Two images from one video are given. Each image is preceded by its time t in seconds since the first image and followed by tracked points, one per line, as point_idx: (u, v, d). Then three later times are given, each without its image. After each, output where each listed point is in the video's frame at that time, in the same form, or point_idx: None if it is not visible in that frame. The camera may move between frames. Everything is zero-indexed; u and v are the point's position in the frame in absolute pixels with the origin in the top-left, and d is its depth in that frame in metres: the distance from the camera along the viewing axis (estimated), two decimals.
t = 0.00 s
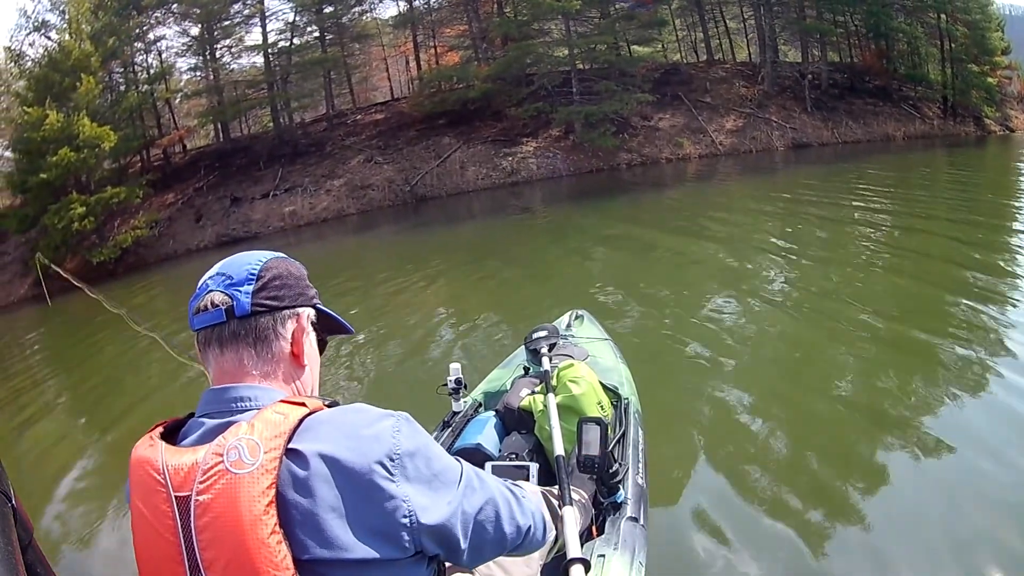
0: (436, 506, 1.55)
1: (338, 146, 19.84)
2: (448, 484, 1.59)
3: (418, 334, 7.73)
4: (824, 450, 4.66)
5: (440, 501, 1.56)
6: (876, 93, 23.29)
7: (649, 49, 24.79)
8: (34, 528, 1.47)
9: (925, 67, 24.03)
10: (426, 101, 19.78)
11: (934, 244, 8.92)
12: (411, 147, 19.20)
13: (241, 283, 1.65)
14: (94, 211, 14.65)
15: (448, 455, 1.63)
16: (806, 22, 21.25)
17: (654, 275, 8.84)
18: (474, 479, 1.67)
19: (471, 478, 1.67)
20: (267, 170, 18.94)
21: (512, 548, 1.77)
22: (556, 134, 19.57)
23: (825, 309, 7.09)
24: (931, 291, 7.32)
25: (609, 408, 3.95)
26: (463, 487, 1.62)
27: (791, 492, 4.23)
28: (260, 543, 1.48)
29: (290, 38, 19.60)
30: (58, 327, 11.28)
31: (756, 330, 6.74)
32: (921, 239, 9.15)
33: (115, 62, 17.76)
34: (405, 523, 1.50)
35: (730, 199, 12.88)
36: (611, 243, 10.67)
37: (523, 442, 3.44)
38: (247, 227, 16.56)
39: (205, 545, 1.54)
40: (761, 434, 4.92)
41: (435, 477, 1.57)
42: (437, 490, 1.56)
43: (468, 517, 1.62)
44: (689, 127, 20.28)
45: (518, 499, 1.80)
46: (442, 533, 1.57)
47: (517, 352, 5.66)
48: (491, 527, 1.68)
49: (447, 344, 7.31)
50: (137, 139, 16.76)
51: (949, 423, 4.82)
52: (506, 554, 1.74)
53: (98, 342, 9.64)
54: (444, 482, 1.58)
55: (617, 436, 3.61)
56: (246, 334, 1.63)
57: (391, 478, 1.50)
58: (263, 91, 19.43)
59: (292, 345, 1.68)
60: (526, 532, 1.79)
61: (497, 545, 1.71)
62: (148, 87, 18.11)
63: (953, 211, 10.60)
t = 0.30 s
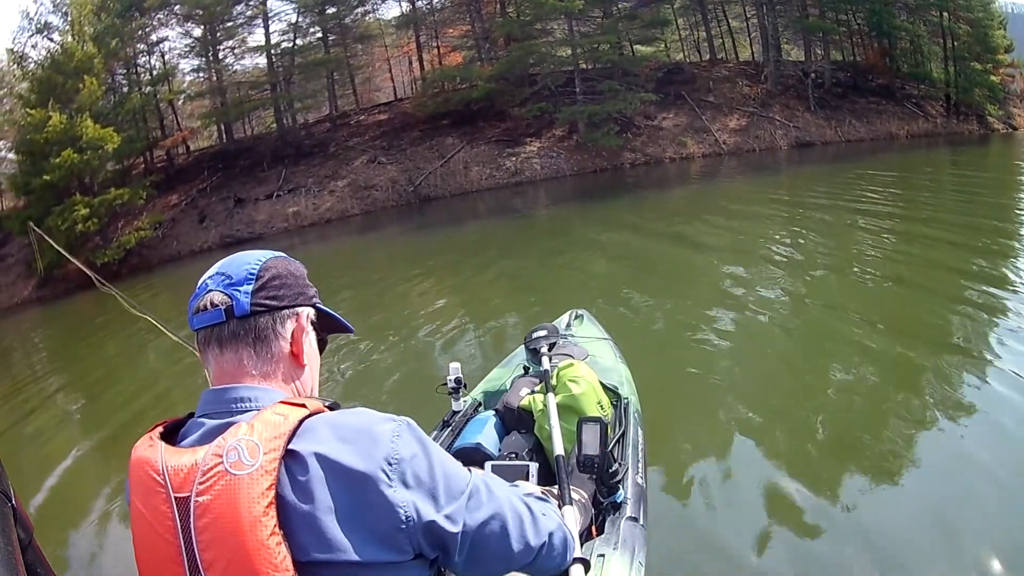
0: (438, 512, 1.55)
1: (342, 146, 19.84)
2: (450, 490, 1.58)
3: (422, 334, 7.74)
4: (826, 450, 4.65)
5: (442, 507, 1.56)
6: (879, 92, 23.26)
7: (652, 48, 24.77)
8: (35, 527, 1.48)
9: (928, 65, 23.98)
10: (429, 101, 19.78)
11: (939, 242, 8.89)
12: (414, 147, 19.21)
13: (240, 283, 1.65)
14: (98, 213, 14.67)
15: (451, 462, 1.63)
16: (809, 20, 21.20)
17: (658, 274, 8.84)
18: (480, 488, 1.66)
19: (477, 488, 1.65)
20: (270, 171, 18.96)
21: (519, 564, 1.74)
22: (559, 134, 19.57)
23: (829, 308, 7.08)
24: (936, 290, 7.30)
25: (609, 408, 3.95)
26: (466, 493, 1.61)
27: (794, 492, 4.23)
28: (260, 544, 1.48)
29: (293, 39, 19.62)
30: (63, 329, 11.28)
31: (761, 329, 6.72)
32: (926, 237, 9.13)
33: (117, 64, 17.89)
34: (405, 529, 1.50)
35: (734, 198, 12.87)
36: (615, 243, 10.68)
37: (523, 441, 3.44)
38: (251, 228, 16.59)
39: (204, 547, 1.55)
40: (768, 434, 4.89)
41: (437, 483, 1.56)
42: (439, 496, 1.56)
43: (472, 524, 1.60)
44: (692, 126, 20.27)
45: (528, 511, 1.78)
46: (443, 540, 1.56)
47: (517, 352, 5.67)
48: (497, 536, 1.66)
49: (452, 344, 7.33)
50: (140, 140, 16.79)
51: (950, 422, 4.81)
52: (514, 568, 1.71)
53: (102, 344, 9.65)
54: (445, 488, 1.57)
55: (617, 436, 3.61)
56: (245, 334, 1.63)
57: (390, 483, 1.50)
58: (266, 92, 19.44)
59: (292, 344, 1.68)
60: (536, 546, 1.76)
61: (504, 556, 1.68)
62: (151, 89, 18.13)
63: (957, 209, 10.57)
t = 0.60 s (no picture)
0: (438, 513, 1.55)
1: (345, 151, 19.87)
2: (451, 492, 1.59)
3: (428, 336, 7.76)
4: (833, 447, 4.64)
5: (442, 509, 1.56)
6: (880, 86, 23.22)
7: (652, 48, 24.77)
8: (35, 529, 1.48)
9: (930, 59, 23.92)
10: (431, 104, 19.79)
11: (944, 236, 8.87)
12: (417, 151, 19.23)
13: (239, 283, 1.65)
14: (102, 221, 14.72)
15: (451, 463, 1.63)
16: (809, 16, 21.19)
17: (662, 273, 8.84)
18: (480, 489, 1.66)
19: (477, 490, 1.65)
20: (274, 176, 19.00)
21: (521, 565, 1.74)
22: (562, 134, 19.56)
23: (834, 304, 7.06)
24: (942, 284, 7.28)
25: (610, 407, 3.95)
26: (466, 495, 1.61)
27: (798, 489, 4.21)
28: (259, 546, 1.48)
29: (293, 45, 19.66)
30: (69, 337, 11.31)
31: (767, 326, 6.70)
32: (932, 231, 9.10)
33: (119, 72, 18.03)
34: (405, 531, 1.50)
35: (737, 196, 12.85)
36: (620, 243, 10.68)
37: (524, 441, 3.44)
38: (256, 234, 16.62)
39: (205, 548, 1.55)
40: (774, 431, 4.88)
41: (436, 485, 1.57)
42: (439, 498, 1.56)
43: (473, 526, 1.61)
44: (695, 124, 20.24)
45: (527, 512, 1.78)
46: (443, 541, 1.57)
47: (517, 352, 5.67)
48: (496, 538, 1.67)
49: (458, 346, 7.33)
50: (143, 147, 16.85)
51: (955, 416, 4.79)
52: (514, 569, 1.71)
53: (108, 351, 9.68)
54: (446, 491, 1.58)
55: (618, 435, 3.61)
56: (244, 334, 1.64)
57: (390, 485, 1.50)
58: (268, 97, 19.48)
59: (291, 345, 1.69)
60: (535, 547, 1.76)
61: (504, 558, 1.68)
62: (153, 96, 18.19)
63: (962, 202, 10.54)
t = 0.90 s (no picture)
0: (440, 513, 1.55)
1: (347, 154, 19.89)
2: (453, 491, 1.60)
3: (433, 339, 7.78)
4: (835, 445, 4.63)
5: (444, 509, 1.57)
6: (882, 85, 23.20)
7: (653, 49, 24.78)
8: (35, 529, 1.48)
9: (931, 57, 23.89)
10: (434, 107, 19.82)
11: (948, 234, 8.85)
12: (420, 153, 19.26)
13: (244, 283, 1.66)
14: (105, 226, 14.76)
15: (453, 462, 1.64)
16: (810, 15, 21.19)
17: (666, 274, 8.85)
18: (481, 488, 1.67)
19: (478, 488, 1.66)
20: (277, 180, 19.03)
21: (520, 562, 1.75)
22: (565, 135, 19.56)
23: (837, 303, 7.06)
24: (946, 282, 7.27)
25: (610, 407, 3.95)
26: (467, 493, 1.61)
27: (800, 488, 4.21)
28: (261, 546, 1.49)
29: (295, 49, 19.73)
30: (73, 342, 11.33)
31: (770, 325, 6.70)
32: (935, 229, 9.08)
33: (121, 77, 18.06)
34: (407, 531, 1.50)
35: (740, 196, 12.86)
36: (623, 243, 10.69)
37: (524, 441, 3.44)
38: (259, 237, 16.66)
39: (206, 548, 1.55)
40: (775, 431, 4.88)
41: (438, 485, 1.57)
42: (441, 498, 1.57)
43: (475, 525, 1.61)
44: (697, 124, 20.25)
45: (526, 509, 1.79)
46: (445, 542, 1.57)
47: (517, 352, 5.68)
48: (497, 536, 1.67)
49: (461, 348, 7.35)
50: (145, 152, 16.90)
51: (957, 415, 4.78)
52: (513, 567, 1.72)
53: (112, 356, 9.69)
54: (447, 491, 1.58)
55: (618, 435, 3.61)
56: (249, 334, 1.64)
57: (392, 485, 1.51)
58: (270, 101, 19.51)
59: (295, 345, 1.70)
60: (534, 545, 1.77)
61: (504, 556, 1.69)
62: (155, 101, 18.23)
63: (965, 200, 10.52)
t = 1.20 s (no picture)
0: (444, 510, 1.55)
1: (351, 152, 19.90)
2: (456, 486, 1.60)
3: (436, 336, 7.78)
4: (835, 448, 4.63)
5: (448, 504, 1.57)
6: (886, 86, 23.15)
7: (657, 49, 24.76)
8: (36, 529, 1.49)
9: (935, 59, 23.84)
10: (438, 105, 19.80)
11: (952, 236, 8.84)
12: (424, 151, 19.27)
13: (253, 284, 1.65)
14: (108, 221, 14.78)
15: (455, 456, 1.63)
16: (815, 16, 21.16)
17: (669, 274, 8.84)
18: (482, 478, 1.67)
19: (478, 478, 1.66)
20: (280, 177, 19.04)
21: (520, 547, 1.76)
22: (569, 135, 19.54)
23: (839, 304, 7.06)
24: (949, 284, 7.25)
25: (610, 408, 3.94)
26: (470, 486, 1.62)
27: (800, 492, 4.21)
28: (265, 547, 1.50)
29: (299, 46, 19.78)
30: (75, 337, 11.34)
31: (773, 326, 6.69)
32: (939, 232, 9.07)
33: (124, 73, 18.06)
34: (411, 531, 1.51)
35: (743, 196, 12.85)
36: (626, 243, 10.69)
37: (524, 441, 3.44)
38: (263, 234, 16.67)
39: (209, 548, 1.56)
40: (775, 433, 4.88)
41: (442, 480, 1.57)
42: (445, 494, 1.57)
43: (476, 517, 1.62)
44: (701, 124, 20.22)
45: (525, 497, 1.79)
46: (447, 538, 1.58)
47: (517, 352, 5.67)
48: (498, 528, 1.68)
49: (464, 346, 7.35)
50: (149, 148, 16.91)
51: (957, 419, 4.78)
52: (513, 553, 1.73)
53: (113, 351, 9.70)
54: (451, 485, 1.58)
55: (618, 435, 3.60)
56: (258, 336, 1.64)
57: (397, 483, 1.51)
58: (273, 98, 19.51)
59: (303, 346, 1.70)
60: (533, 532, 1.77)
61: (504, 546, 1.70)
62: (159, 97, 18.25)
63: (968, 203, 10.51)
